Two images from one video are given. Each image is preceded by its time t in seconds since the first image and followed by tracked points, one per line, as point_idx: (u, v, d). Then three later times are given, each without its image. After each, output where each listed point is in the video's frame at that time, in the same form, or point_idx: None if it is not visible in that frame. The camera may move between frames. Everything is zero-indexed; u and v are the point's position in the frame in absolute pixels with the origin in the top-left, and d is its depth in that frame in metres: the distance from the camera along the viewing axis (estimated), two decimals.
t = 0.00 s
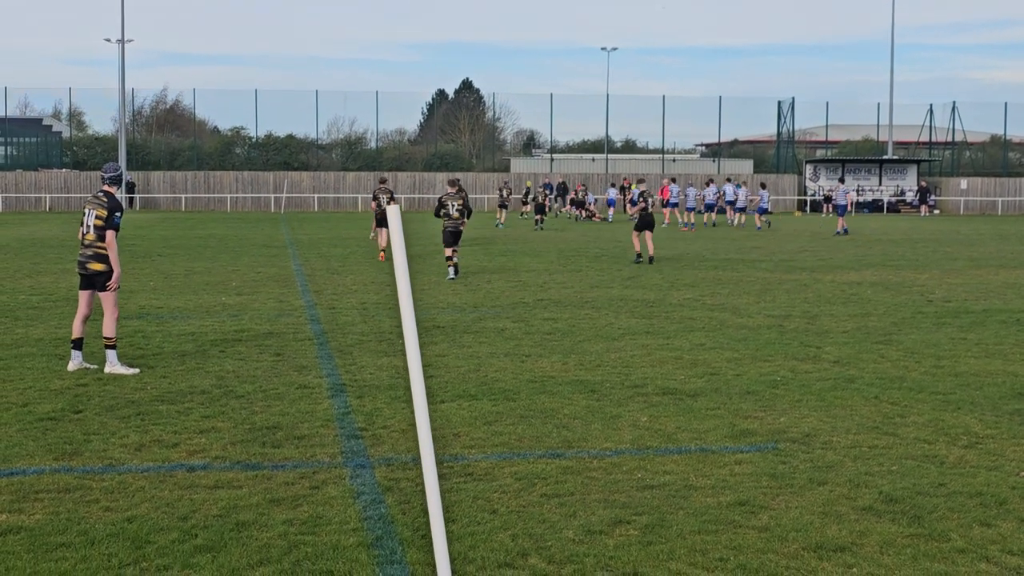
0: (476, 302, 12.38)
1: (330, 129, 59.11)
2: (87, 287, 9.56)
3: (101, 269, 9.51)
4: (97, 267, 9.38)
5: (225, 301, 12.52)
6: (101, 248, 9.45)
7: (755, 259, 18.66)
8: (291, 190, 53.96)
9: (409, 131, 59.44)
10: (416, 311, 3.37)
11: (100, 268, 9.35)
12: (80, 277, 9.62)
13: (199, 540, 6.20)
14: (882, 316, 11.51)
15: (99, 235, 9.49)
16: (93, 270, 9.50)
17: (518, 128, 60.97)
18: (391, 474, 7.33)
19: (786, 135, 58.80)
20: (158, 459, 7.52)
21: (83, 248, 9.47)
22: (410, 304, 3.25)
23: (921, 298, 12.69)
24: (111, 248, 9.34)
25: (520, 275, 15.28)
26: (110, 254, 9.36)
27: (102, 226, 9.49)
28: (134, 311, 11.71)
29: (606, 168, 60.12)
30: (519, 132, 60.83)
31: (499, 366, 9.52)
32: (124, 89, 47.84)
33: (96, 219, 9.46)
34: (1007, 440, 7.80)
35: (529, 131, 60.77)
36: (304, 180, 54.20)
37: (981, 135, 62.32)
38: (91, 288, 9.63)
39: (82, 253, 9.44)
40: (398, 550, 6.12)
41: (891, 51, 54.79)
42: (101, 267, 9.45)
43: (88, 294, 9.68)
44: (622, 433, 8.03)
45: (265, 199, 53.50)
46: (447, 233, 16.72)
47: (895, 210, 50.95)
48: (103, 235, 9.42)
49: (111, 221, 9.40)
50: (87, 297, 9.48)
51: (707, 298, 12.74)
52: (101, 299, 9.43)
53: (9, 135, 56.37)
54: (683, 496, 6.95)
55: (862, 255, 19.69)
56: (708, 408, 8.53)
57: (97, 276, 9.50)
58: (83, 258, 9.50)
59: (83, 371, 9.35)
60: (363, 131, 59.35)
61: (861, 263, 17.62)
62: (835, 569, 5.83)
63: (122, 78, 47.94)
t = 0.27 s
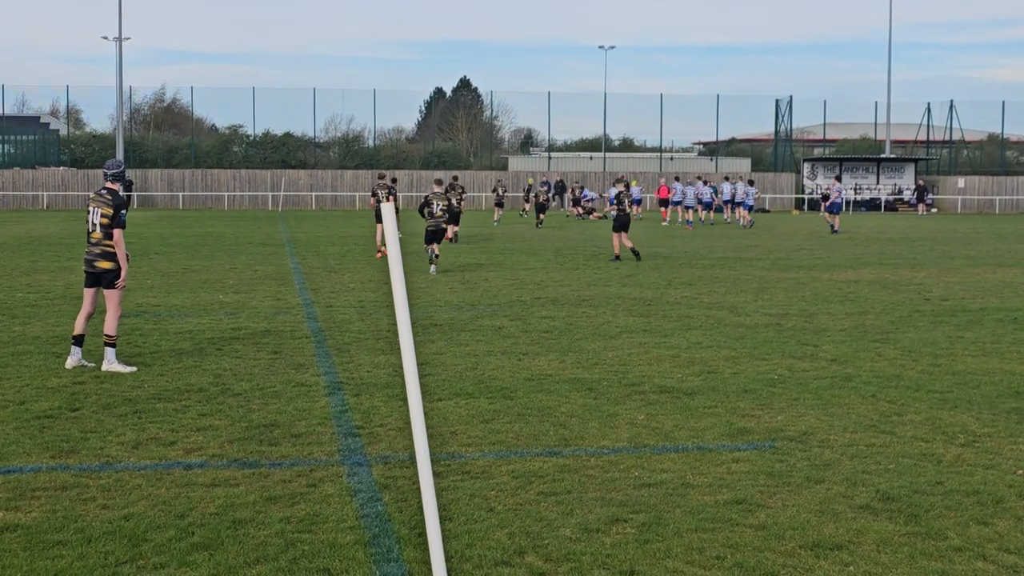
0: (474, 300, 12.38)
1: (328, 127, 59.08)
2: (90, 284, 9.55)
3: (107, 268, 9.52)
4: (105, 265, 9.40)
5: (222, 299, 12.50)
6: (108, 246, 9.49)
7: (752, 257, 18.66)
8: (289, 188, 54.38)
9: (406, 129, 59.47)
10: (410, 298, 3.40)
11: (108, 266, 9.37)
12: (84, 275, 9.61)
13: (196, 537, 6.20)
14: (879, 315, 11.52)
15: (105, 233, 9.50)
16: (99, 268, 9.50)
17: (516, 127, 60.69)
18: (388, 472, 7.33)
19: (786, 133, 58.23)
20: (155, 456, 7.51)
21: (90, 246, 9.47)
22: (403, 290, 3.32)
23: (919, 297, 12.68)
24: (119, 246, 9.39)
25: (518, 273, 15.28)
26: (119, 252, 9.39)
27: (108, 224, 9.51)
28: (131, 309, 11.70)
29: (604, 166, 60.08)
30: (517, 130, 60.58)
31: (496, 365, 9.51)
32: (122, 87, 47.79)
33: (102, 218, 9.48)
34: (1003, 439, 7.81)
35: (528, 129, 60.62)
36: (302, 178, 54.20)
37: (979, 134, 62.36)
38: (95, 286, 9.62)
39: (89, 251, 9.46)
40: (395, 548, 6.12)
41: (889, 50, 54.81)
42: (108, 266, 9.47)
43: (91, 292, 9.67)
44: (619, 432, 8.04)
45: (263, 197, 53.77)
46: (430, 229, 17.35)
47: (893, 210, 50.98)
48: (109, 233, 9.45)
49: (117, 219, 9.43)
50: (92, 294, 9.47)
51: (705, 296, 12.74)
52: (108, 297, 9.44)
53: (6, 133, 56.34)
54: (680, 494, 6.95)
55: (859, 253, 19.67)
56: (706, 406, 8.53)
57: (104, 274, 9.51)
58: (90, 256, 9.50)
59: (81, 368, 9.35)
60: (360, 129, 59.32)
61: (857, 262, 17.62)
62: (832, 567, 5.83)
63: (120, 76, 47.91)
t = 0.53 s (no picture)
0: (472, 299, 12.38)
1: (326, 126, 59.07)
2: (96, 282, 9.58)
3: (114, 267, 9.54)
4: (112, 266, 9.44)
5: (220, 298, 12.51)
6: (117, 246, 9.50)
7: (750, 257, 18.66)
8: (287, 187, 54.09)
9: (405, 129, 59.51)
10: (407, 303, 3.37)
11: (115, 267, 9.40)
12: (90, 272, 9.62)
13: (195, 537, 6.21)
14: (877, 314, 11.53)
15: (113, 233, 9.48)
16: (106, 268, 9.52)
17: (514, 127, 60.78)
18: (386, 471, 7.34)
19: (782, 132, 58.90)
20: (153, 456, 7.52)
21: (97, 246, 9.48)
22: (402, 290, 3.39)
23: (917, 296, 12.69)
24: (127, 249, 9.37)
25: (516, 273, 15.28)
26: (126, 253, 9.40)
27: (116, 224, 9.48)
28: (129, 309, 11.70)
29: (602, 165, 60.03)
30: (515, 130, 60.65)
31: (494, 364, 9.51)
32: (120, 86, 47.74)
33: (110, 217, 9.45)
34: (1001, 437, 7.82)
35: (526, 129, 60.81)
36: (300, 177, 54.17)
37: (977, 133, 62.38)
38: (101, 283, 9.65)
39: (97, 251, 9.47)
40: (393, 547, 6.13)
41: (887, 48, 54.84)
42: (115, 266, 9.50)
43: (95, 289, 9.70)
44: (617, 431, 8.05)
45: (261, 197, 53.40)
46: (420, 224, 18.06)
47: (891, 209, 51.00)
48: (117, 234, 9.43)
49: (125, 220, 9.37)
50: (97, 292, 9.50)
51: (703, 296, 12.75)
52: (113, 298, 9.47)
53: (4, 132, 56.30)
54: (678, 493, 6.96)
55: (857, 253, 19.67)
56: (704, 406, 8.54)
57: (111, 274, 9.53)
58: (97, 255, 9.51)
59: (80, 366, 9.36)
60: (358, 128, 59.32)
61: (856, 261, 17.61)
62: (830, 566, 5.84)
63: (117, 75, 47.85)
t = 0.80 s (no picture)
0: (467, 297, 12.38)
1: (320, 125, 58.97)
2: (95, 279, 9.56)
3: (108, 265, 9.49)
4: (106, 264, 9.38)
5: (214, 296, 12.50)
6: (114, 244, 9.46)
7: (745, 255, 18.66)
8: (281, 185, 53.93)
9: (399, 127, 59.50)
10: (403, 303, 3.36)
11: (110, 265, 9.36)
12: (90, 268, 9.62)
13: (189, 535, 6.21)
14: (872, 313, 11.54)
15: (111, 231, 9.45)
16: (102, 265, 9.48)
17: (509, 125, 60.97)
18: (380, 469, 7.34)
19: (776, 131, 59.03)
20: (147, 454, 7.51)
21: (95, 242, 9.44)
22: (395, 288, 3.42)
23: (911, 295, 12.71)
24: (124, 248, 9.36)
25: (511, 271, 15.29)
26: (122, 253, 9.36)
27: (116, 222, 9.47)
28: (123, 307, 11.68)
29: (597, 164, 60.04)
30: (510, 128, 60.84)
31: (489, 362, 9.51)
32: (114, 84, 47.60)
33: (111, 216, 9.46)
34: (994, 436, 7.84)
35: (520, 127, 60.98)
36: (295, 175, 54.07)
37: (972, 131, 62.45)
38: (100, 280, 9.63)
39: (93, 247, 9.42)
40: (388, 545, 6.13)
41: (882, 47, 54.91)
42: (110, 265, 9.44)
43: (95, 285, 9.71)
44: (612, 429, 8.05)
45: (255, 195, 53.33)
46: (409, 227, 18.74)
47: (886, 207, 51.06)
48: (116, 232, 9.42)
49: (125, 219, 9.37)
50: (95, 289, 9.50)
51: (697, 294, 12.75)
52: (108, 295, 9.47)
53: None
54: (673, 491, 6.97)
55: (851, 251, 19.68)
56: (698, 404, 8.55)
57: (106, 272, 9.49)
58: (94, 251, 9.47)
59: (76, 363, 9.40)
60: (353, 126, 59.24)
61: (849, 260, 17.64)
62: (823, 564, 5.85)
63: (111, 73, 47.72)
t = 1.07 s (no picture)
0: (461, 295, 12.38)
1: (315, 122, 58.95)
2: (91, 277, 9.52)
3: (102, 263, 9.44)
4: (97, 261, 9.32)
5: (209, 293, 12.49)
6: (105, 241, 9.42)
7: (740, 252, 18.67)
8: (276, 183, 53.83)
9: (394, 124, 59.49)
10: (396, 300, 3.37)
11: (102, 261, 9.29)
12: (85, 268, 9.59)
13: (183, 532, 6.21)
14: (866, 310, 11.55)
15: (103, 227, 9.41)
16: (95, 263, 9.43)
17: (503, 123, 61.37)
18: (375, 467, 7.34)
19: (771, 128, 59.06)
20: (142, 451, 7.52)
21: (87, 240, 9.41)
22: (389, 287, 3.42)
23: (905, 292, 12.72)
24: (114, 243, 9.32)
25: (506, 268, 15.28)
26: (112, 248, 9.30)
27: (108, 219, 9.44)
28: (117, 304, 11.67)
29: (591, 161, 60.01)
30: (504, 126, 61.15)
31: (483, 360, 9.52)
32: (108, 80, 47.52)
33: (101, 212, 9.42)
34: (988, 433, 7.85)
35: (515, 125, 61.13)
36: (289, 172, 54.07)
37: (967, 129, 62.55)
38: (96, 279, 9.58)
39: (86, 245, 9.40)
40: (382, 542, 6.14)
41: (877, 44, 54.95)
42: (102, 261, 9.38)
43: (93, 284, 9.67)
44: (606, 426, 8.06)
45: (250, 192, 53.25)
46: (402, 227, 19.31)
47: (880, 205, 51.09)
48: (106, 228, 9.38)
49: (115, 215, 9.35)
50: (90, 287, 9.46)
51: (691, 292, 12.76)
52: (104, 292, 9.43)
53: None
54: (667, 488, 6.98)
55: (845, 249, 19.69)
56: (692, 401, 8.55)
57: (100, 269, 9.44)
58: (87, 250, 9.44)
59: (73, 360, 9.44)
60: (348, 123, 59.23)
61: (844, 257, 17.64)
62: (817, 561, 5.86)
63: (106, 70, 47.60)
